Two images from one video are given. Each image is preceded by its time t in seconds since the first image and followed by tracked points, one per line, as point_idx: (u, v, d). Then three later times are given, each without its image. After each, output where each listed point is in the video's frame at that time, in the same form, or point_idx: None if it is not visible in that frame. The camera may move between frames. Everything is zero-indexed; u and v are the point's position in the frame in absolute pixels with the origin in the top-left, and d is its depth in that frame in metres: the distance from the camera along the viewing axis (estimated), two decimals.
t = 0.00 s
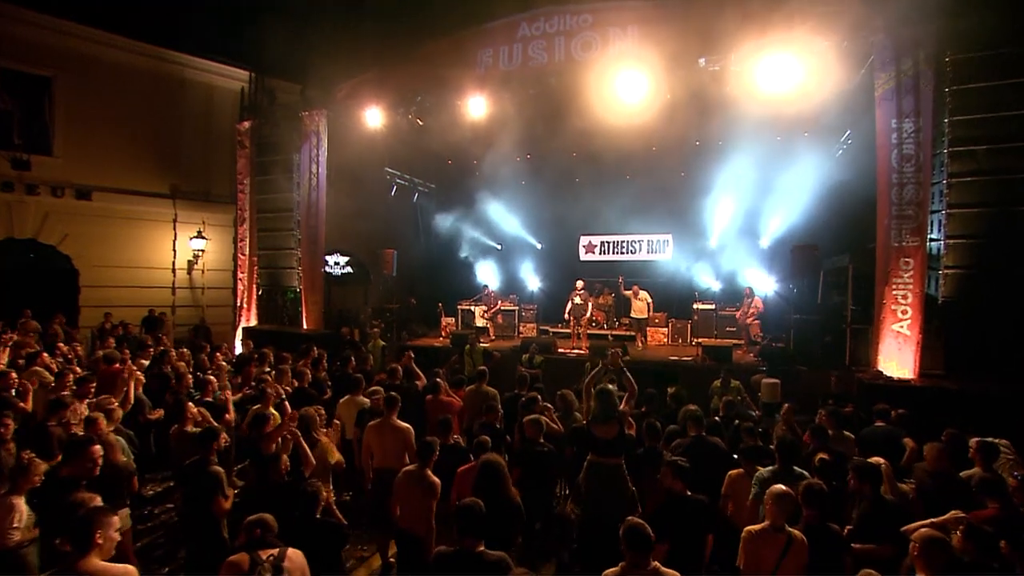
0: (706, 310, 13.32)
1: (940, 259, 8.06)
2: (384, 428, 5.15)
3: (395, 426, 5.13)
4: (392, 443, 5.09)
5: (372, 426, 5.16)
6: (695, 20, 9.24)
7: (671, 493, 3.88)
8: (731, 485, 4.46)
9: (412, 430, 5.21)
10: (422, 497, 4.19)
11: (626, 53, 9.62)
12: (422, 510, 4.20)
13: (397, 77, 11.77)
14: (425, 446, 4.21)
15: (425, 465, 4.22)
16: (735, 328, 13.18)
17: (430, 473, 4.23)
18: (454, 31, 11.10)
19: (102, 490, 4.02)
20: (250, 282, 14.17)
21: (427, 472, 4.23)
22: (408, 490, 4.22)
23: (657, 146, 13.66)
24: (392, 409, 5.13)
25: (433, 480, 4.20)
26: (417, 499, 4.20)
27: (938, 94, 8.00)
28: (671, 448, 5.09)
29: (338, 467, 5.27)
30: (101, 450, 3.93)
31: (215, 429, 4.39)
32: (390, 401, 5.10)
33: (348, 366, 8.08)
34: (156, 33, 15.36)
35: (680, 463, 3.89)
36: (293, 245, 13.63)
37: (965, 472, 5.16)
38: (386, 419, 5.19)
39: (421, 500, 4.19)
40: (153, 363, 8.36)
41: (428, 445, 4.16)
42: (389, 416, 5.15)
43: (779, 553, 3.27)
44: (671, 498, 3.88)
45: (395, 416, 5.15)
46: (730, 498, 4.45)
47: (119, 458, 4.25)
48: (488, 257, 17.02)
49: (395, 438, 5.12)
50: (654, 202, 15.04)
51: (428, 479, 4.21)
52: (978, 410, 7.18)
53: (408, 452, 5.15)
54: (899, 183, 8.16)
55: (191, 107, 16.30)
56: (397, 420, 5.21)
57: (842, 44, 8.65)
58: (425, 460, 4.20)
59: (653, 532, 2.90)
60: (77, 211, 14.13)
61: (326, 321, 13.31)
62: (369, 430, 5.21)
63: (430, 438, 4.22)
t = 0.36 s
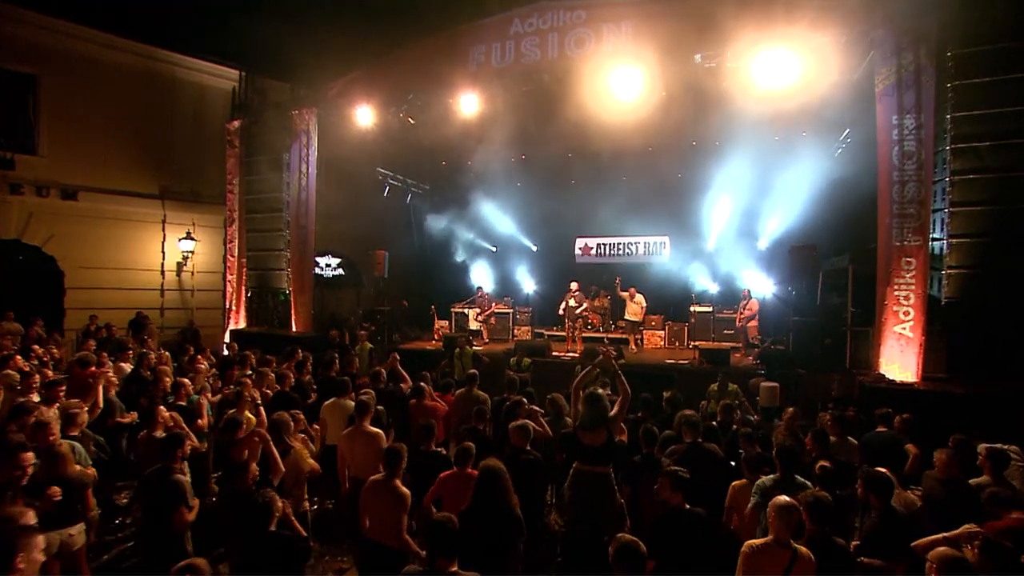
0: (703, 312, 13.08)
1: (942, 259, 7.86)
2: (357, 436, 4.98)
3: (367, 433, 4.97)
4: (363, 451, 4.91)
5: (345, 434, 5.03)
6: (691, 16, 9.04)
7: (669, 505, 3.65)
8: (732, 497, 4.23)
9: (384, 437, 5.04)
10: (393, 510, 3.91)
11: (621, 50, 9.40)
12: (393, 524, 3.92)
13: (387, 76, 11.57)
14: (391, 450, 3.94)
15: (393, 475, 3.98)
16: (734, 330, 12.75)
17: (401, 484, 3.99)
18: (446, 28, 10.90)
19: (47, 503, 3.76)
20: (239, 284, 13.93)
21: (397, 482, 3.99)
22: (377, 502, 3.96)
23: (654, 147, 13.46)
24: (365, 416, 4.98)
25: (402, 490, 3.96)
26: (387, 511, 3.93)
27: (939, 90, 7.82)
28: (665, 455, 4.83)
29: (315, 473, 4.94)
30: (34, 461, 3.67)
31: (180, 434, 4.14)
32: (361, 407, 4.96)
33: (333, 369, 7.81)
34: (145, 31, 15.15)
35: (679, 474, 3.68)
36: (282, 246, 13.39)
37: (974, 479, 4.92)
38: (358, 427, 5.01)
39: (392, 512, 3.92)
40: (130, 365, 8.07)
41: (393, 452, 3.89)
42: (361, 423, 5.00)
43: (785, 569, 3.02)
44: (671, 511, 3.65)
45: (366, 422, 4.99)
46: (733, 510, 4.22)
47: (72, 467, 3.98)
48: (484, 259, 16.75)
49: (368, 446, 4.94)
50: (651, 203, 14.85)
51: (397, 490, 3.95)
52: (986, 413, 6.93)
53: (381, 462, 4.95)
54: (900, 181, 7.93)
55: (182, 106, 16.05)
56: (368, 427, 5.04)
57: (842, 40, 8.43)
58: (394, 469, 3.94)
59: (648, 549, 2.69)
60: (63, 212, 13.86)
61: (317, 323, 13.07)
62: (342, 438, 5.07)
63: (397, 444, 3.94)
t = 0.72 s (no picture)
0: (697, 316, 12.87)
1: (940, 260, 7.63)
2: (331, 444, 4.70)
3: (341, 442, 4.69)
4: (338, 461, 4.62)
5: (319, 443, 4.75)
6: (683, 12, 8.84)
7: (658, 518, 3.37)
8: (729, 511, 3.97)
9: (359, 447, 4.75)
10: (338, 520, 3.66)
11: (612, 47, 9.17)
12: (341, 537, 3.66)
13: (374, 74, 11.33)
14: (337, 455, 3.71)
15: (339, 483, 3.73)
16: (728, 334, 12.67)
17: (347, 491, 3.73)
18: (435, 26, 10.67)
19: None
20: (224, 287, 13.63)
21: (344, 490, 3.74)
22: (323, 511, 3.70)
23: (648, 149, 13.28)
24: (342, 424, 4.73)
25: (348, 498, 3.70)
26: (332, 521, 3.67)
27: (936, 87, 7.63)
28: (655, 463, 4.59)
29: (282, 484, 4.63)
30: None
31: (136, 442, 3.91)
32: (338, 414, 4.73)
33: (314, 373, 7.53)
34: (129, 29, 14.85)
35: (670, 482, 3.39)
36: (268, 248, 13.11)
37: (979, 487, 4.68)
38: (334, 435, 4.74)
39: (341, 522, 3.66)
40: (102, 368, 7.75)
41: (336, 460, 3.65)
42: (336, 431, 4.73)
43: None
44: (662, 525, 3.38)
45: (342, 430, 4.73)
46: (729, 525, 3.97)
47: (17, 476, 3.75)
48: (476, 262, 16.50)
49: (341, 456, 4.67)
50: (644, 205, 14.66)
51: (344, 498, 3.69)
52: (987, 418, 6.72)
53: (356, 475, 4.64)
54: (897, 181, 7.73)
55: (168, 106, 15.75)
56: (345, 436, 4.78)
57: (837, 37, 8.23)
58: (339, 476, 3.70)
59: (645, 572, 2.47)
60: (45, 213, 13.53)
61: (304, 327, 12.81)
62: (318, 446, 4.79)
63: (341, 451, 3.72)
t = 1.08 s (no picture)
0: (690, 320, 12.66)
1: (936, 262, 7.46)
2: (309, 452, 4.59)
3: (322, 453, 4.59)
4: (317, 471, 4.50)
5: (298, 452, 4.62)
6: (673, 8, 8.65)
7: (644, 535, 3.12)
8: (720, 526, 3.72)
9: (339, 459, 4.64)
10: (275, 534, 3.47)
11: (602, 45, 8.95)
12: (279, 552, 3.48)
13: (360, 73, 11.13)
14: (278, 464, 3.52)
15: (278, 495, 3.51)
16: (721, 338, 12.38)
17: (286, 504, 3.53)
18: (421, 24, 10.47)
19: None
20: (208, 290, 13.34)
21: (284, 502, 3.53)
22: (262, 526, 3.49)
23: (640, 151, 13.13)
24: (323, 433, 4.60)
25: (285, 509, 3.49)
26: (271, 536, 3.48)
27: (931, 84, 7.47)
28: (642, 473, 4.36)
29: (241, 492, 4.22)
30: None
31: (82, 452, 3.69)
32: (321, 421, 4.59)
33: (292, 378, 7.26)
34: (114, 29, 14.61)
35: (654, 493, 3.19)
36: (253, 250, 12.81)
37: (981, 497, 4.46)
38: (313, 444, 4.62)
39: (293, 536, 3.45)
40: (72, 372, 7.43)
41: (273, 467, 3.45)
42: (316, 440, 4.61)
43: None
44: (646, 541, 3.13)
45: (322, 440, 4.62)
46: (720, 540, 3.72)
47: None
48: (466, 266, 16.31)
49: (318, 465, 4.55)
50: (637, 208, 14.51)
51: (281, 509, 3.49)
52: (985, 424, 6.52)
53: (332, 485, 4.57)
54: (892, 181, 7.56)
55: (153, 106, 15.44)
56: (324, 445, 4.66)
57: (830, 35, 8.09)
58: (278, 488, 3.50)
59: None
60: (25, 214, 13.17)
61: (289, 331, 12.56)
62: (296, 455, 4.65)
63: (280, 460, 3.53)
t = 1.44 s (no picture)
0: (682, 324, 12.47)
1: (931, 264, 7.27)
2: (288, 466, 4.05)
3: (304, 465, 4.03)
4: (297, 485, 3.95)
5: (275, 463, 4.05)
6: (662, 6, 8.50)
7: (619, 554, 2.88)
8: (704, 541, 3.48)
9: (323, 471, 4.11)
10: (221, 548, 3.22)
11: (590, 43, 8.78)
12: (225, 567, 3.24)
13: (345, 72, 10.94)
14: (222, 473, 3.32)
15: (223, 508, 3.27)
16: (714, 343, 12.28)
17: (232, 514, 3.31)
18: (407, 23, 10.30)
19: None
20: (190, 293, 13.01)
21: (229, 514, 3.30)
22: (206, 543, 3.24)
23: (630, 153, 13.00)
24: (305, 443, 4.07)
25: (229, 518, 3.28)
26: (217, 552, 3.23)
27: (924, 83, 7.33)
28: (626, 483, 4.13)
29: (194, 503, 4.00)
30: None
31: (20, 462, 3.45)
32: (303, 431, 4.04)
33: (267, 385, 6.99)
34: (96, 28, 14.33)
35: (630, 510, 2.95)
36: (236, 253, 12.52)
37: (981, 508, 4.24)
38: (293, 455, 4.08)
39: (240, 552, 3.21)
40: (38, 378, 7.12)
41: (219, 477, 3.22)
42: (297, 451, 4.07)
43: None
44: (622, 562, 2.88)
45: (304, 451, 4.07)
46: (705, 556, 3.47)
47: None
48: (456, 270, 16.10)
49: (301, 478, 3.99)
50: (629, 211, 14.38)
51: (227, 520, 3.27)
52: (982, 430, 6.32)
53: (314, 501, 4.01)
54: (885, 181, 7.40)
55: (138, 107, 15.14)
56: (306, 456, 4.11)
57: (823, 35, 7.95)
58: (221, 499, 3.26)
59: None
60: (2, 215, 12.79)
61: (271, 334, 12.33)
62: (271, 468, 4.09)
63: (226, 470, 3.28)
